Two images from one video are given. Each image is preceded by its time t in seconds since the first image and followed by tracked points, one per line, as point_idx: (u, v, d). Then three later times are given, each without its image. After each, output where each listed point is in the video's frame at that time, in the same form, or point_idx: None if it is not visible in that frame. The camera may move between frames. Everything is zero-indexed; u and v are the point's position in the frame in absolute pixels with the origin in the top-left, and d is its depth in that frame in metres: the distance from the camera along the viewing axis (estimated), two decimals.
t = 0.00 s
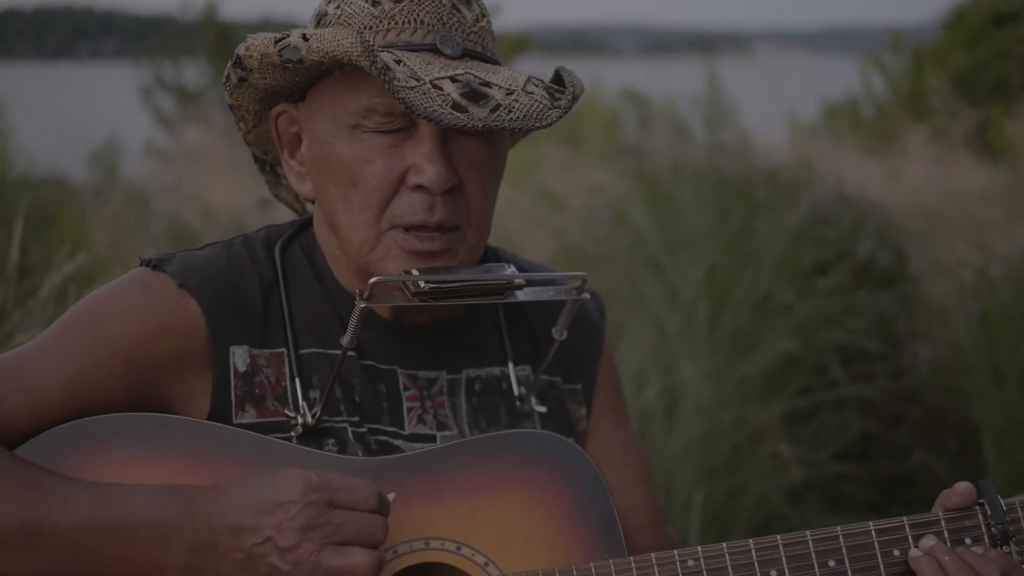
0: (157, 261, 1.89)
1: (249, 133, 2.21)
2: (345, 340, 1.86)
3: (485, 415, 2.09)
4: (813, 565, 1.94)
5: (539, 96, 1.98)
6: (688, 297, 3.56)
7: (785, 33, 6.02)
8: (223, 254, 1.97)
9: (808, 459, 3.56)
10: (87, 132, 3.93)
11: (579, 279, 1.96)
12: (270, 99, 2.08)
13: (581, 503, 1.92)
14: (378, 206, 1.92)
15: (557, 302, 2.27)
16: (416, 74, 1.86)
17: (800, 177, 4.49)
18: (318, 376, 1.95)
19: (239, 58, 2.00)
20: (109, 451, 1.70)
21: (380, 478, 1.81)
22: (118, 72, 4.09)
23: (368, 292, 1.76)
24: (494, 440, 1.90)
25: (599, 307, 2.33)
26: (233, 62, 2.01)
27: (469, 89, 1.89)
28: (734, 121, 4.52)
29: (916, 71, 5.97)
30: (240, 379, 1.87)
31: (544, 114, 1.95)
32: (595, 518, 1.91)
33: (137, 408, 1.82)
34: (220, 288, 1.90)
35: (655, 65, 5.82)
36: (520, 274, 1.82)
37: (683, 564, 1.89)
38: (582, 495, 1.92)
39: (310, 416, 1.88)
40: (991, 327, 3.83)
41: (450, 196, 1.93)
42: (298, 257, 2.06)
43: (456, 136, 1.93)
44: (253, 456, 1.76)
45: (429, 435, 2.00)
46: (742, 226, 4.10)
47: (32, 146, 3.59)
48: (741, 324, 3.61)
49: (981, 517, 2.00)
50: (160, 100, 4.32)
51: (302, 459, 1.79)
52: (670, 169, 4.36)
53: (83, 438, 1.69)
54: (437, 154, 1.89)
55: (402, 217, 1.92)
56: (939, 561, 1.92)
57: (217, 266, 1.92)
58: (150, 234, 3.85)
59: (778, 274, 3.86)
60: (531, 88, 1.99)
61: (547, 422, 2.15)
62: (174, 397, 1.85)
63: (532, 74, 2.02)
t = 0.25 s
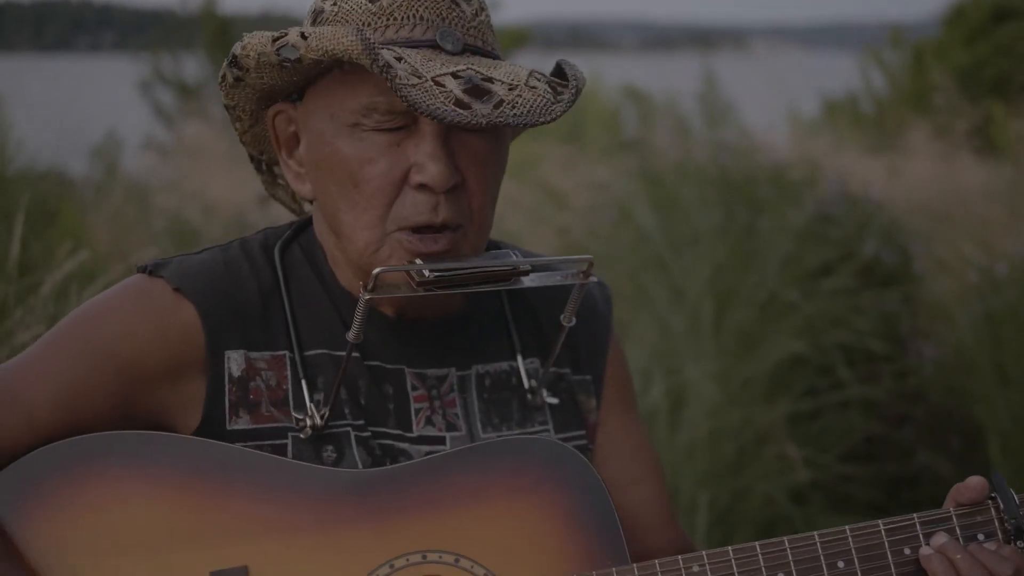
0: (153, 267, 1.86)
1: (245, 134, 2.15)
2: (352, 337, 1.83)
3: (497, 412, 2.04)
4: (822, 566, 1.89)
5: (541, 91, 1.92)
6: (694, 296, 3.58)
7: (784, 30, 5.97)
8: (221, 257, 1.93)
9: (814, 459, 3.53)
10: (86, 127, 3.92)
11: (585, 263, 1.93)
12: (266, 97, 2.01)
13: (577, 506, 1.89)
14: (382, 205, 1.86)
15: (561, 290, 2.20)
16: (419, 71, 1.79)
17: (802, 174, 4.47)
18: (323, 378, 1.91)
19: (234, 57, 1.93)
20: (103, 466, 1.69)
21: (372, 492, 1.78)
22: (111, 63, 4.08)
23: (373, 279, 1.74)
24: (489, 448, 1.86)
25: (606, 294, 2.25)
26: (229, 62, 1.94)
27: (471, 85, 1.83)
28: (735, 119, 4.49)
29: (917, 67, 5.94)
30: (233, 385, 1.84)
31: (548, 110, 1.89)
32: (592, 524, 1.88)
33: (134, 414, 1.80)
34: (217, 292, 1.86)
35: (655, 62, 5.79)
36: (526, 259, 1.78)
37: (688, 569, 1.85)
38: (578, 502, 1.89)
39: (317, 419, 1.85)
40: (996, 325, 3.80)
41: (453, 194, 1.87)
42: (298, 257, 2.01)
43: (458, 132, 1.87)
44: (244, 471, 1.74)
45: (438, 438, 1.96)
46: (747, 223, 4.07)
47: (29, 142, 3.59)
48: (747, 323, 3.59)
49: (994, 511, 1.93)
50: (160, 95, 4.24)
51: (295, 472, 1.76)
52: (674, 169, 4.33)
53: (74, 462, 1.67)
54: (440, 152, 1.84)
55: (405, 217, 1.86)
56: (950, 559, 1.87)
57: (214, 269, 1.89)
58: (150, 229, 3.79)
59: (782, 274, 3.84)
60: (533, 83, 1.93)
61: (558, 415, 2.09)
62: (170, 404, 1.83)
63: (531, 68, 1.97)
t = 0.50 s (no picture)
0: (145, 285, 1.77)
1: (234, 144, 2.07)
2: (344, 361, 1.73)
3: (498, 425, 1.93)
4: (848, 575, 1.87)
5: (542, 114, 1.81)
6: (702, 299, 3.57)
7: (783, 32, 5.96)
8: (214, 275, 1.84)
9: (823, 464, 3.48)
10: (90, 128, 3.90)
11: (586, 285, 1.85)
12: (255, 112, 1.93)
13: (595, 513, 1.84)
14: (376, 230, 1.78)
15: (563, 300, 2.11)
16: (412, 101, 1.69)
17: (806, 175, 4.44)
18: (320, 397, 1.81)
19: (220, 76, 1.84)
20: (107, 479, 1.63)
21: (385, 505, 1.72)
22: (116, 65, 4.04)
23: (366, 312, 1.65)
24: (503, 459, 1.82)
25: (609, 305, 2.16)
26: (215, 80, 1.86)
27: (468, 113, 1.73)
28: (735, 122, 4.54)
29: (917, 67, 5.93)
30: (235, 404, 1.74)
31: (548, 135, 1.79)
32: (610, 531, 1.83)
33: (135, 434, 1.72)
34: (211, 309, 1.77)
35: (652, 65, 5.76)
36: (524, 284, 1.68)
37: None
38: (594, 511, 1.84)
39: (313, 440, 1.74)
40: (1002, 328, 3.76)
41: (451, 220, 1.78)
42: (293, 272, 1.92)
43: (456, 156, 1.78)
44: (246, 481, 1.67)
45: (440, 452, 1.85)
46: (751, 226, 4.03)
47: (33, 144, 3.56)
48: (753, 328, 3.54)
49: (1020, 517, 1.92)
50: (159, 94, 4.25)
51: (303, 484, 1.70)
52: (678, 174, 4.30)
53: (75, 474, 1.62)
54: (435, 178, 1.74)
55: (401, 243, 1.78)
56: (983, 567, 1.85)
57: (207, 287, 1.80)
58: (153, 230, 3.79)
59: (787, 277, 3.79)
60: (533, 106, 1.81)
61: (564, 429, 1.99)
62: (171, 423, 1.74)
63: (532, 87, 1.85)
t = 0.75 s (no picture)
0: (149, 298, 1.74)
1: (233, 155, 2.06)
2: (359, 357, 1.69)
3: (516, 428, 1.90)
4: (869, 567, 1.82)
5: (543, 66, 1.81)
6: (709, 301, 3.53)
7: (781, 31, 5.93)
8: (219, 283, 1.80)
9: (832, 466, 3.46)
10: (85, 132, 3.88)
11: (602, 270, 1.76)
12: (255, 107, 1.91)
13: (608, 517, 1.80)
14: (385, 199, 1.73)
15: (575, 299, 2.09)
16: (416, 46, 1.67)
17: (808, 175, 4.42)
18: (332, 404, 1.78)
19: (219, 64, 1.84)
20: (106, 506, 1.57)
21: (395, 518, 1.68)
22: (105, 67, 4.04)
23: (379, 301, 1.61)
24: (518, 463, 1.77)
25: (622, 302, 2.14)
26: (214, 70, 1.85)
27: (472, 60, 1.71)
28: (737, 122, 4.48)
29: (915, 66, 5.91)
30: (238, 417, 1.70)
31: (551, 83, 1.79)
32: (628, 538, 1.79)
33: (135, 453, 1.70)
34: (217, 318, 1.73)
35: (649, 65, 5.72)
36: (538, 270, 1.65)
37: None
38: (608, 512, 1.80)
39: (328, 446, 1.71)
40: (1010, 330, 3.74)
41: (461, 179, 1.74)
42: (301, 280, 1.89)
43: (460, 115, 1.75)
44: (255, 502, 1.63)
45: (456, 457, 1.82)
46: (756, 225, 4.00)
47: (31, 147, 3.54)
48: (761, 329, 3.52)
49: None
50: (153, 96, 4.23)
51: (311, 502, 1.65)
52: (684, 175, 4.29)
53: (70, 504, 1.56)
54: (443, 133, 1.71)
55: (412, 209, 1.73)
56: (1012, 549, 1.77)
57: (214, 296, 1.76)
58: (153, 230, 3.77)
59: (794, 278, 3.77)
60: (534, 58, 1.82)
61: (581, 430, 1.95)
62: (173, 443, 1.71)
63: (532, 47, 1.86)
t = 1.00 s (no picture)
0: (147, 324, 1.71)
1: (226, 179, 2.04)
2: (360, 388, 1.66)
3: (529, 447, 1.86)
4: None
5: (523, 81, 1.76)
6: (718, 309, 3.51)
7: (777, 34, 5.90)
8: (217, 308, 1.77)
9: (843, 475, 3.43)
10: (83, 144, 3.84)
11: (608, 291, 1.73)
12: (238, 136, 1.90)
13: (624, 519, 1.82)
14: (367, 231, 1.71)
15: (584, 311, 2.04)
16: (382, 78, 1.65)
17: (814, 180, 4.38)
18: (339, 428, 1.73)
19: (194, 98, 1.82)
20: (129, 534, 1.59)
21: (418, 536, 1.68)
22: (106, 77, 4.00)
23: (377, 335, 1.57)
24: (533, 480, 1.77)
25: (634, 311, 2.09)
26: (190, 103, 1.84)
27: (443, 85, 1.68)
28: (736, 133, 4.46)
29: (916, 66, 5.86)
30: (253, 443, 1.67)
31: (530, 100, 1.74)
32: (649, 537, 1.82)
33: (149, 477, 1.68)
34: (215, 346, 1.70)
35: (645, 69, 5.68)
36: (543, 293, 1.61)
37: None
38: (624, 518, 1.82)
39: (333, 474, 1.67)
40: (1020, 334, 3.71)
41: (444, 206, 1.71)
42: (300, 301, 1.85)
43: (440, 138, 1.72)
44: (275, 525, 1.63)
45: (468, 479, 1.78)
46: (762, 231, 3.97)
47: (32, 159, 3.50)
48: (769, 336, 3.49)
49: None
50: (149, 105, 4.09)
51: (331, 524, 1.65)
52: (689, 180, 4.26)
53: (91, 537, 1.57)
54: (419, 161, 1.69)
55: (395, 239, 1.70)
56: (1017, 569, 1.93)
57: (212, 322, 1.73)
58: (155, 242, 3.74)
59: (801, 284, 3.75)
60: (513, 73, 1.77)
61: (594, 447, 1.92)
62: (185, 466, 1.68)
63: (512, 58, 1.81)
